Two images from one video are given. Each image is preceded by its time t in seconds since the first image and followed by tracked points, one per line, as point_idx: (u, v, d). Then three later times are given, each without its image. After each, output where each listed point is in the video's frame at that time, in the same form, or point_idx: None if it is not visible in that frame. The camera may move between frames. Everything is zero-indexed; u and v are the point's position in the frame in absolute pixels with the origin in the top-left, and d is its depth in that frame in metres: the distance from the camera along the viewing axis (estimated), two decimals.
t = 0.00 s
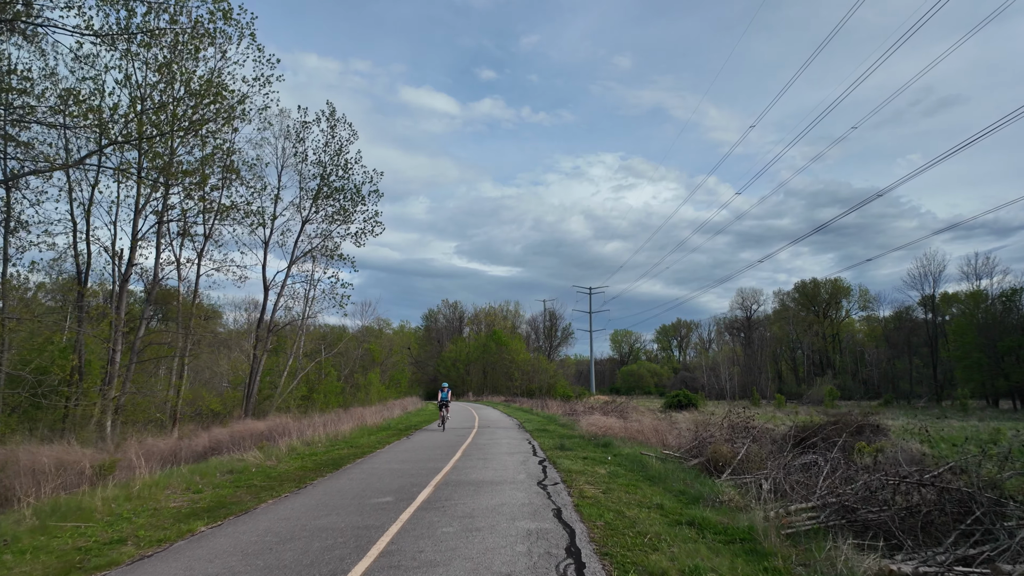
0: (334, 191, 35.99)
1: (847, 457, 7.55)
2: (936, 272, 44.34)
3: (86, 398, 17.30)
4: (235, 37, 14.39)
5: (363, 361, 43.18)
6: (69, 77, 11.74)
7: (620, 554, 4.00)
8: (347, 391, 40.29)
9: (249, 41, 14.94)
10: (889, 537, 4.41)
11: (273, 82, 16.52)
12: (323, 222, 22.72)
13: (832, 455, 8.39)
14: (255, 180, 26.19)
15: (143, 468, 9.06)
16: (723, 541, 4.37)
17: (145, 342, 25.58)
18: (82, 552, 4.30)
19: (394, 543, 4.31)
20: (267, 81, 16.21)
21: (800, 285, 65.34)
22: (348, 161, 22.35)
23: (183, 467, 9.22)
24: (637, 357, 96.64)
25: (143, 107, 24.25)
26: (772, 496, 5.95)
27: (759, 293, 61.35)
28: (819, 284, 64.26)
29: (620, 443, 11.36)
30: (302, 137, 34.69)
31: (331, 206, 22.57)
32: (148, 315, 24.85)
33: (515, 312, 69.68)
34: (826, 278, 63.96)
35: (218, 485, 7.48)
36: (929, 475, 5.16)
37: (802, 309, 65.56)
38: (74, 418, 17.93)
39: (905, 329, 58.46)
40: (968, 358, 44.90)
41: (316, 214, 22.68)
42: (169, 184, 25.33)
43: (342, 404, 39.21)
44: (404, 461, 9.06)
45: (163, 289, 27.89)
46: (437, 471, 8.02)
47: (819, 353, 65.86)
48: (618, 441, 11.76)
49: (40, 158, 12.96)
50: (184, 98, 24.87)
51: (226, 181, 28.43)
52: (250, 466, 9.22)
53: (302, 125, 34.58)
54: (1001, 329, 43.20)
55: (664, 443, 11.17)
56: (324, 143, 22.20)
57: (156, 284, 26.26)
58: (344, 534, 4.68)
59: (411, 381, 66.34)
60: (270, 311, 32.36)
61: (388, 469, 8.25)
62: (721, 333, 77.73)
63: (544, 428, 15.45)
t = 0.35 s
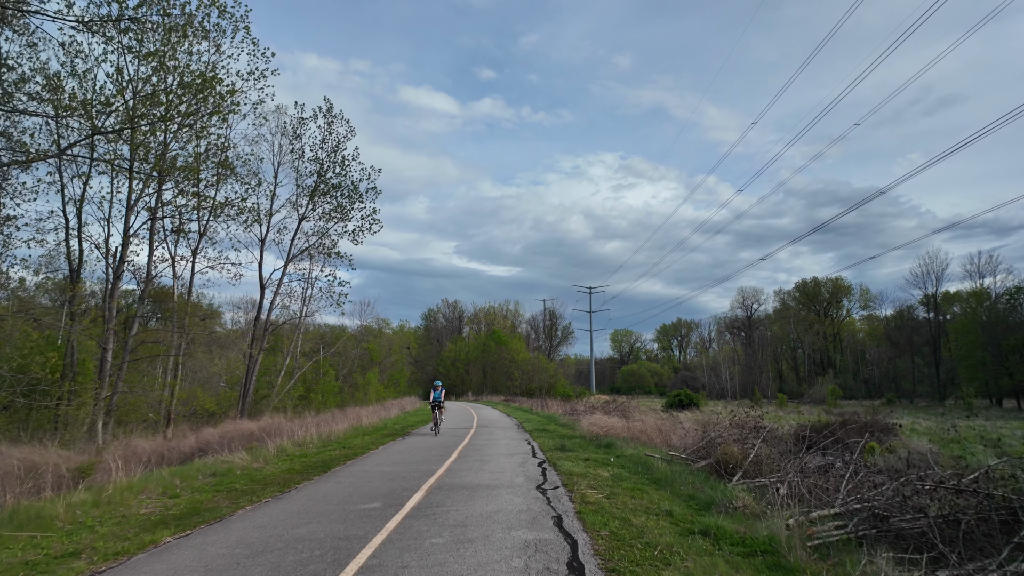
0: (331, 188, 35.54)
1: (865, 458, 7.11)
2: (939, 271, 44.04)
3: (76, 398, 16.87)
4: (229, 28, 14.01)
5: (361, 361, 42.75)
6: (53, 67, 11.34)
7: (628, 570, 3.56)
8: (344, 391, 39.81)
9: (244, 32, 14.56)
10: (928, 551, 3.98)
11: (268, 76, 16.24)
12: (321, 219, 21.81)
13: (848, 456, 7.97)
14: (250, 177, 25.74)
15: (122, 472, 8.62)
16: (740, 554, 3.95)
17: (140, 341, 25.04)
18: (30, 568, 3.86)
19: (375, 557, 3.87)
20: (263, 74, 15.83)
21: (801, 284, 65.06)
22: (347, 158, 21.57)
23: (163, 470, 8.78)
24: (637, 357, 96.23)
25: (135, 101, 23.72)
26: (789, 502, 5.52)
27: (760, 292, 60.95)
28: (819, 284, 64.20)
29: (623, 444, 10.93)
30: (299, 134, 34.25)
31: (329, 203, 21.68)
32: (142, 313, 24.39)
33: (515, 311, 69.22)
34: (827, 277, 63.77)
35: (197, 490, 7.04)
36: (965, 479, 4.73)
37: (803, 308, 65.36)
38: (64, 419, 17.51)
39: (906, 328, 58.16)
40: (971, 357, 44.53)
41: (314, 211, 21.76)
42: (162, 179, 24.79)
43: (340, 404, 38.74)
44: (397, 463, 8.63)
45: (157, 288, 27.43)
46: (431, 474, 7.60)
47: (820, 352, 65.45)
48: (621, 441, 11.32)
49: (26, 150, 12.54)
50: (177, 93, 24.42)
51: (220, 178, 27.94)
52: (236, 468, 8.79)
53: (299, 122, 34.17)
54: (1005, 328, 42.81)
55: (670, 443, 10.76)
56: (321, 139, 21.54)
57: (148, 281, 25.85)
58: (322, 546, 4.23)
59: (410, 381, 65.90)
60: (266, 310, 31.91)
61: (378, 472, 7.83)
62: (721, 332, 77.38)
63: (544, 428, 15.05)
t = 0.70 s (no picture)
0: (330, 185, 35.04)
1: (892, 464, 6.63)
2: (943, 270, 43.48)
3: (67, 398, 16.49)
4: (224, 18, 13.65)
5: (361, 360, 42.27)
6: (37, 55, 10.93)
7: None
8: (343, 390, 39.25)
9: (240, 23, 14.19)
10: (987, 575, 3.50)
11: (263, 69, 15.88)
12: (320, 216, 21.41)
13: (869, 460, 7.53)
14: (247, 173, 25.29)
15: (101, 476, 8.13)
16: None
17: (134, 340, 24.45)
18: None
19: None
20: (260, 68, 15.45)
21: (804, 283, 64.64)
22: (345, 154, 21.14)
23: (144, 474, 8.27)
24: (638, 357, 95.71)
25: (128, 94, 23.23)
26: (817, 514, 5.05)
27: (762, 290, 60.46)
28: (822, 282, 63.43)
29: (629, 446, 10.47)
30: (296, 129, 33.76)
31: (328, 200, 21.30)
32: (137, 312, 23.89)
33: (516, 310, 68.68)
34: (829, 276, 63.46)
35: (177, 497, 6.58)
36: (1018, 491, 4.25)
37: (806, 307, 64.66)
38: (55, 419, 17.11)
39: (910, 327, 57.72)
40: (976, 357, 43.96)
41: (312, 209, 21.39)
42: (157, 175, 24.33)
43: (339, 403, 38.22)
44: (392, 467, 8.18)
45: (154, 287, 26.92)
46: (427, 479, 7.15)
47: (822, 351, 64.89)
48: (626, 443, 10.85)
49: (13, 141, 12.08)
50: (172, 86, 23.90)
51: (217, 174, 27.48)
52: (221, 472, 8.32)
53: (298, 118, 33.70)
54: (1012, 327, 42.30)
55: (679, 446, 10.30)
56: (319, 135, 21.02)
57: (144, 279, 25.31)
58: (302, 563, 3.77)
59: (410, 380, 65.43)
60: (265, 309, 31.39)
61: (372, 477, 7.38)
62: (722, 332, 76.92)
63: (546, 429, 14.58)
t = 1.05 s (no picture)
0: (329, 181, 34.63)
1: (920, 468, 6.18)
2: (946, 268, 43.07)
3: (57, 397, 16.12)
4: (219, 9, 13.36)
5: (360, 360, 41.84)
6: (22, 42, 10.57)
7: None
8: (342, 391, 38.70)
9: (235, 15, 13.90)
10: None
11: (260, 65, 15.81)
12: (317, 214, 21.13)
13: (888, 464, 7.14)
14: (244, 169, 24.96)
15: (79, 481, 7.71)
16: None
17: (130, 339, 24.03)
18: None
19: None
20: (255, 62, 15.16)
21: (805, 283, 64.39)
22: (343, 150, 20.81)
23: (124, 479, 7.84)
24: (638, 357, 95.27)
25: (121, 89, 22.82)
26: (849, 526, 4.61)
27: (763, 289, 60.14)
28: (824, 282, 63.69)
29: (635, 448, 10.03)
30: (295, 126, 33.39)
31: (326, 197, 21.02)
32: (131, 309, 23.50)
33: (516, 310, 68.26)
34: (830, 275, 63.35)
35: (155, 503, 6.15)
36: None
37: (807, 307, 64.79)
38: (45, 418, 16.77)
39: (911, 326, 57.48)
40: (980, 356, 43.47)
41: (310, 206, 21.10)
42: (151, 171, 23.98)
43: (337, 404, 37.69)
44: (383, 471, 7.74)
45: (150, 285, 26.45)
46: (421, 485, 6.72)
47: (823, 351, 64.41)
48: (633, 445, 10.40)
49: None
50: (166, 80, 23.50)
51: (213, 171, 27.10)
52: (205, 476, 7.89)
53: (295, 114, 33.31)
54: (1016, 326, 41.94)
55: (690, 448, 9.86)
56: (317, 132, 20.75)
57: (138, 277, 24.89)
58: None
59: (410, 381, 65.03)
60: (263, 308, 30.89)
61: (362, 482, 6.93)
62: (723, 332, 76.55)
63: (547, 430, 14.15)
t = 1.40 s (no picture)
0: (326, 179, 34.15)
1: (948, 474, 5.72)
2: (949, 267, 42.40)
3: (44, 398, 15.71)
4: None
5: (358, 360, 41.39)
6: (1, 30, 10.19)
7: None
8: (341, 391, 38.20)
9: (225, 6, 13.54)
10: None
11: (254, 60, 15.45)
12: (314, 212, 20.43)
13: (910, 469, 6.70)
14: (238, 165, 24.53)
15: (48, 489, 7.27)
16: None
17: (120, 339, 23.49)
18: None
19: None
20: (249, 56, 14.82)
21: (805, 282, 63.85)
22: (340, 147, 20.27)
23: (96, 485, 7.36)
24: (639, 356, 94.78)
25: (112, 83, 22.34)
26: (883, 542, 4.14)
27: (764, 288, 59.64)
28: (824, 281, 63.12)
29: (639, 452, 9.56)
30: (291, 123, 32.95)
31: (323, 195, 20.38)
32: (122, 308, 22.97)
33: (516, 309, 67.76)
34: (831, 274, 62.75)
35: (123, 513, 5.71)
36: None
37: (808, 306, 64.28)
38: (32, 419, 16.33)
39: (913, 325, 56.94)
40: (984, 355, 42.93)
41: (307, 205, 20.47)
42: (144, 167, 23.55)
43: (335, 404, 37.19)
44: (372, 477, 7.27)
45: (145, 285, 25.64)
46: (410, 493, 6.26)
47: (825, 351, 63.83)
48: (636, 448, 9.94)
49: None
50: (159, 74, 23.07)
51: (207, 168, 26.61)
52: (183, 482, 7.42)
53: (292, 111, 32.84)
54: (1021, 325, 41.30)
55: (696, 452, 9.40)
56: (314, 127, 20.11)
57: (130, 275, 24.30)
58: None
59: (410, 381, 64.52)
60: (258, 307, 30.37)
61: (347, 490, 6.47)
62: (724, 331, 76.05)
63: (548, 432, 13.66)
